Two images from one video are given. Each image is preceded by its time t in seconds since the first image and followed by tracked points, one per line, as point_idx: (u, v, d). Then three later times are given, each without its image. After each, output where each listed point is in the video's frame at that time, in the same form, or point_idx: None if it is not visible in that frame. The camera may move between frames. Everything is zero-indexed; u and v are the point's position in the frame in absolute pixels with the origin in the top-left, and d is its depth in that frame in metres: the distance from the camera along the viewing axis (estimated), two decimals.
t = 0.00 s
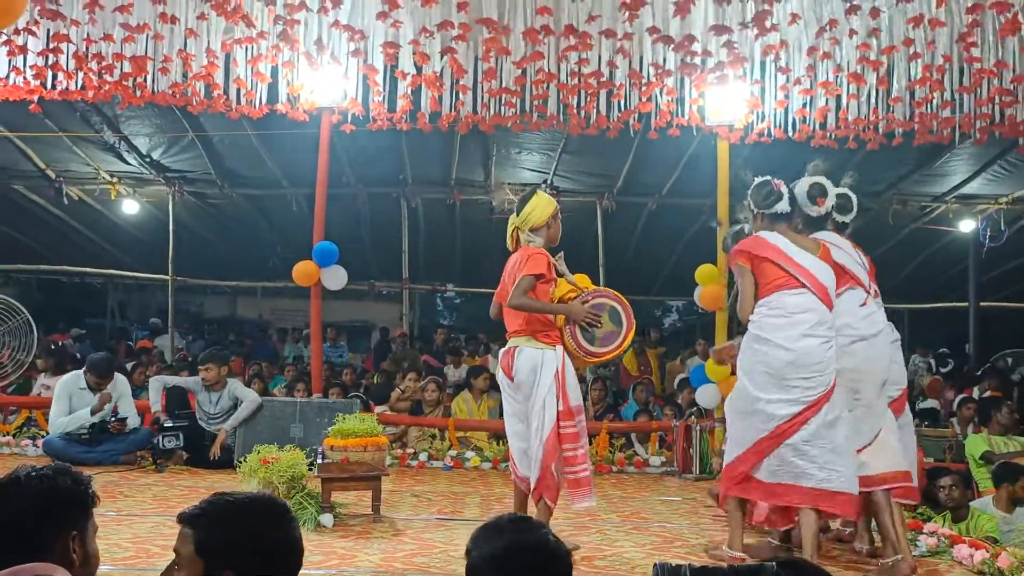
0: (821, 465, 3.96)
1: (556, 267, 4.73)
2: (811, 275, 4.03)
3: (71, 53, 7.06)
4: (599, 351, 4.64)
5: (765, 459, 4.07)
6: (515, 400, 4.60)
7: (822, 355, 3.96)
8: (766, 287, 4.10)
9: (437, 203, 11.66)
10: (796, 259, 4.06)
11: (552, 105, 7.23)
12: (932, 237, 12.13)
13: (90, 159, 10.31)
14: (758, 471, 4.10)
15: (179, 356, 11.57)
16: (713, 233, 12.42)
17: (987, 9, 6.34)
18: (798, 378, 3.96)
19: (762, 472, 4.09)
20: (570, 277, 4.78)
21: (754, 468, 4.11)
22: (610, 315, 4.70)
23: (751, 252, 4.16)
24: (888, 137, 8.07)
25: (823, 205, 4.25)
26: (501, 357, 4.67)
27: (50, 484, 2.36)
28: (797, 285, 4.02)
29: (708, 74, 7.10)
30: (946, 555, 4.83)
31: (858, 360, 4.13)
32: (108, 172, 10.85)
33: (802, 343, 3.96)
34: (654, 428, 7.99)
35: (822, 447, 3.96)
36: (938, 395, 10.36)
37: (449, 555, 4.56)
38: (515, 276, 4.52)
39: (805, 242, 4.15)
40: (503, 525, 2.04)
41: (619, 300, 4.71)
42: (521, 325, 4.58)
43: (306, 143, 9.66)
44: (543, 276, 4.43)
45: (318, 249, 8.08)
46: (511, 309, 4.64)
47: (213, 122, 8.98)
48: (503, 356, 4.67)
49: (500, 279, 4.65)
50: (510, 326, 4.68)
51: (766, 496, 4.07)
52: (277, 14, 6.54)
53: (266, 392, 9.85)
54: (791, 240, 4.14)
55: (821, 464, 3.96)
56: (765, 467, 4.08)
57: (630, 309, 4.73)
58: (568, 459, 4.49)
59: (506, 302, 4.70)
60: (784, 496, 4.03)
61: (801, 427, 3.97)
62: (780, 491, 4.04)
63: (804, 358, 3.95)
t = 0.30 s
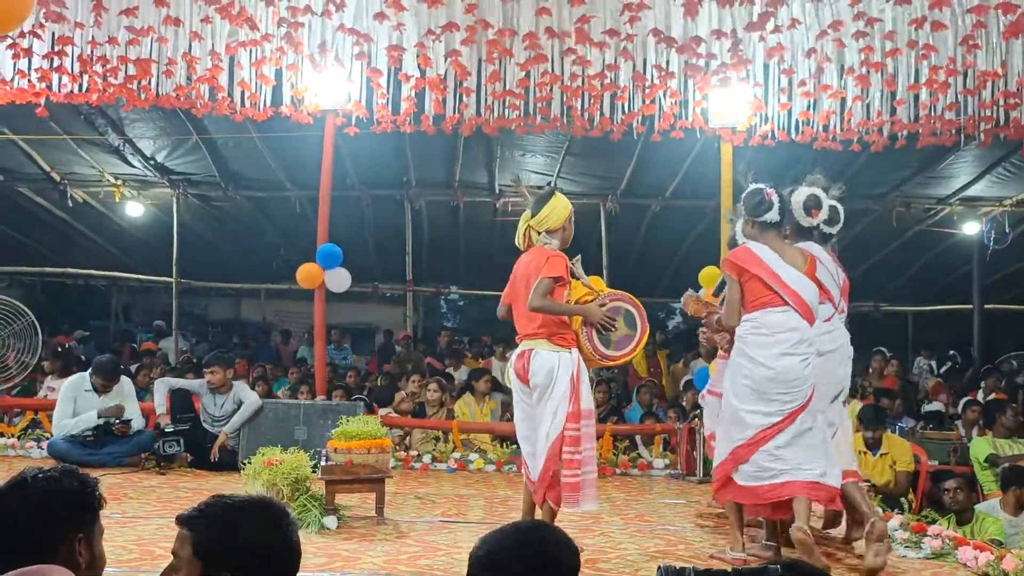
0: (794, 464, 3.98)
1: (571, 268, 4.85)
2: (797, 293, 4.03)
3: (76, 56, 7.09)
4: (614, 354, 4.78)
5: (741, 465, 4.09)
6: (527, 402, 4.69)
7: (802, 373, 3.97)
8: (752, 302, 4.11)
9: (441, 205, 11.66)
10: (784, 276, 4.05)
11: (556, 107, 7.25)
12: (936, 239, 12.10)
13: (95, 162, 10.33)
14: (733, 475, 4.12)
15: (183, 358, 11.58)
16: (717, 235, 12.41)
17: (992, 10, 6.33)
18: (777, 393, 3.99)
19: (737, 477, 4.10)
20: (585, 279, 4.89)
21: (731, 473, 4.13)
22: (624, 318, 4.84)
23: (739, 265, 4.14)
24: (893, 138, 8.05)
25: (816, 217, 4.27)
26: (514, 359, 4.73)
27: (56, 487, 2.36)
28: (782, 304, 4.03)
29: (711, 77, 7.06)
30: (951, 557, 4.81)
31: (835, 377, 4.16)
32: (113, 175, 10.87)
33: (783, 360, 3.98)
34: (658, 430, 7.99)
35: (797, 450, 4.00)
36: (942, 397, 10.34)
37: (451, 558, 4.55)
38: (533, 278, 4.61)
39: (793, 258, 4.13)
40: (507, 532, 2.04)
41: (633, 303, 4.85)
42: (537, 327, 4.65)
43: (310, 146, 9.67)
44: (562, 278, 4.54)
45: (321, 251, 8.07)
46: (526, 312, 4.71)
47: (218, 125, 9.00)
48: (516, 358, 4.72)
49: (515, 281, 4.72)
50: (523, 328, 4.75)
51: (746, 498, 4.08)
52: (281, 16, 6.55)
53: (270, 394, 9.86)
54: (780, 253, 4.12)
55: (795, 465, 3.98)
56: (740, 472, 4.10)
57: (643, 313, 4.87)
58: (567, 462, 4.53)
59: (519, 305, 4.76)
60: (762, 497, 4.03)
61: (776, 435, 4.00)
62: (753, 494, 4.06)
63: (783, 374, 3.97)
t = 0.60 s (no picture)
0: (829, 462, 3.98)
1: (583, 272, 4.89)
2: (810, 283, 4.03)
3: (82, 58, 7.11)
4: (624, 356, 4.87)
5: (771, 460, 4.03)
6: (538, 402, 4.72)
7: (831, 360, 3.97)
8: (767, 297, 4.10)
9: (445, 207, 11.67)
10: (793, 269, 4.06)
11: (561, 108, 7.27)
12: (941, 241, 12.08)
13: (101, 164, 10.36)
14: (761, 471, 4.04)
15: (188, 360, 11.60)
16: (722, 236, 12.40)
17: (998, 12, 6.31)
18: (809, 383, 3.96)
19: (767, 472, 4.03)
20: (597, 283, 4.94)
21: (756, 470, 4.06)
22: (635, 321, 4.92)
23: (748, 263, 4.16)
24: (898, 140, 8.04)
25: (809, 223, 4.23)
26: (527, 360, 4.76)
27: (59, 489, 2.36)
28: (797, 295, 4.02)
29: (716, 78, 7.07)
30: (957, 560, 4.78)
31: (861, 367, 4.13)
32: (118, 177, 10.88)
33: (812, 349, 3.96)
34: (662, 432, 7.99)
35: (830, 446, 3.99)
36: (947, 399, 10.33)
37: (457, 560, 4.55)
38: (547, 282, 4.64)
39: (801, 253, 4.13)
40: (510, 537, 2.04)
41: (644, 307, 4.93)
42: (550, 330, 4.67)
43: (314, 148, 9.68)
44: (577, 282, 4.58)
45: (327, 253, 8.08)
46: (538, 315, 4.73)
47: (223, 127, 9.02)
48: (528, 360, 4.75)
49: (527, 285, 4.76)
50: (534, 330, 4.77)
51: (773, 496, 4.02)
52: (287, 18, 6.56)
53: (275, 396, 9.88)
54: (788, 250, 4.13)
55: (829, 461, 3.98)
56: (770, 467, 4.03)
57: (654, 317, 4.96)
58: (569, 460, 4.57)
59: (530, 308, 4.78)
60: (789, 493, 4.02)
61: (810, 427, 3.97)
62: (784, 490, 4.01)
63: (812, 364, 3.96)
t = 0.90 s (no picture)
0: (871, 469, 3.99)
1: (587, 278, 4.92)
2: (852, 286, 4.08)
3: (87, 60, 7.13)
4: (631, 359, 4.88)
5: (817, 465, 3.99)
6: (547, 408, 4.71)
7: (877, 365, 4.01)
8: (812, 297, 4.10)
9: (449, 208, 11.68)
10: (840, 271, 4.08)
11: (564, 110, 7.26)
12: (946, 243, 12.06)
13: (105, 166, 10.38)
14: (807, 475, 4.00)
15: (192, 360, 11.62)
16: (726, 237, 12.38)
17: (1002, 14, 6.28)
18: (858, 387, 3.98)
19: (814, 477, 3.99)
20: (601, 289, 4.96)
21: (802, 474, 4.01)
22: (640, 325, 4.94)
23: (791, 262, 4.15)
24: (900, 142, 8.01)
25: (834, 227, 4.24)
26: (534, 368, 4.78)
27: (61, 492, 2.37)
28: (843, 297, 4.05)
29: (720, 80, 7.06)
30: (960, 563, 4.76)
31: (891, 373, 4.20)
32: (123, 179, 10.90)
33: (861, 352, 3.99)
34: (666, 434, 7.99)
35: (870, 451, 4.00)
36: (951, 401, 10.31)
37: (460, 561, 4.55)
38: (551, 287, 4.66)
39: (841, 255, 4.17)
40: (510, 541, 2.04)
41: (649, 310, 4.94)
42: (556, 335, 4.68)
43: (318, 149, 9.70)
44: (581, 286, 4.59)
45: (330, 254, 8.09)
46: (544, 320, 4.74)
47: (227, 129, 9.04)
48: (536, 366, 4.76)
49: (532, 291, 4.77)
50: (541, 337, 4.78)
51: (820, 501, 3.98)
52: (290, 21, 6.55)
53: (279, 397, 9.90)
54: (831, 251, 4.15)
55: (870, 467, 3.99)
56: (815, 472, 3.99)
57: (659, 320, 4.97)
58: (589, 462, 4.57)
59: (535, 314, 4.80)
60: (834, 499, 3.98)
61: (856, 431, 3.98)
62: (830, 496, 3.97)
63: (862, 366, 3.98)
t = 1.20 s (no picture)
0: (842, 474, 3.97)
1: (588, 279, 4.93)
2: (844, 294, 3.98)
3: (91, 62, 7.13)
4: (632, 359, 4.89)
5: (789, 465, 3.99)
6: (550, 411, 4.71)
7: (855, 374, 3.97)
8: (802, 299, 4.02)
9: (452, 210, 11.67)
10: (835, 278, 3.97)
11: (568, 112, 7.24)
12: (949, 244, 12.03)
13: (108, 167, 10.39)
14: (780, 475, 4.00)
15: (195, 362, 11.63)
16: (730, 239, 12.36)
17: (1006, 16, 6.26)
18: (833, 394, 3.95)
19: (786, 478, 3.98)
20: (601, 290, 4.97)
21: (773, 473, 4.01)
22: (641, 325, 4.94)
23: (788, 259, 4.05)
24: (903, 144, 7.99)
25: (851, 220, 4.17)
26: (535, 368, 4.77)
27: (65, 493, 2.37)
28: (831, 306, 3.96)
29: (722, 80, 7.05)
30: (964, 565, 4.75)
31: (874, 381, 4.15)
32: (126, 180, 10.91)
33: (840, 361, 3.95)
34: (669, 436, 7.97)
35: (844, 455, 3.98)
36: (954, 403, 10.29)
37: (463, 564, 4.54)
38: (550, 291, 4.66)
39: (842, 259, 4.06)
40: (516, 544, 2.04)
41: (649, 310, 4.94)
42: (558, 337, 4.70)
43: (322, 151, 9.70)
44: (580, 289, 4.60)
45: (333, 256, 8.08)
46: (545, 323, 4.76)
47: (230, 130, 9.05)
48: (537, 368, 4.77)
49: (533, 294, 4.79)
50: (544, 337, 4.81)
51: (789, 501, 3.97)
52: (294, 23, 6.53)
53: (282, 398, 9.90)
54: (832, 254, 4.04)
55: (842, 471, 3.97)
56: (788, 472, 3.99)
57: (660, 319, 4.96)
58: (601, 461, 4.57)
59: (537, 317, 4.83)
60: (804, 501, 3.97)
61: (829, 435, 3.96)
62: (802, 498, 3.97)
63: (839, 373, 3.94)
